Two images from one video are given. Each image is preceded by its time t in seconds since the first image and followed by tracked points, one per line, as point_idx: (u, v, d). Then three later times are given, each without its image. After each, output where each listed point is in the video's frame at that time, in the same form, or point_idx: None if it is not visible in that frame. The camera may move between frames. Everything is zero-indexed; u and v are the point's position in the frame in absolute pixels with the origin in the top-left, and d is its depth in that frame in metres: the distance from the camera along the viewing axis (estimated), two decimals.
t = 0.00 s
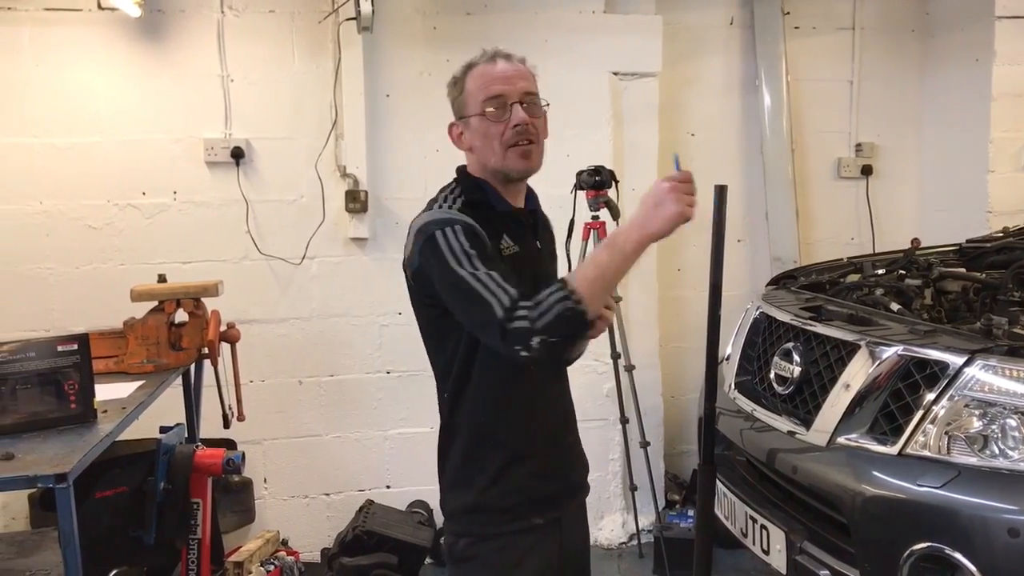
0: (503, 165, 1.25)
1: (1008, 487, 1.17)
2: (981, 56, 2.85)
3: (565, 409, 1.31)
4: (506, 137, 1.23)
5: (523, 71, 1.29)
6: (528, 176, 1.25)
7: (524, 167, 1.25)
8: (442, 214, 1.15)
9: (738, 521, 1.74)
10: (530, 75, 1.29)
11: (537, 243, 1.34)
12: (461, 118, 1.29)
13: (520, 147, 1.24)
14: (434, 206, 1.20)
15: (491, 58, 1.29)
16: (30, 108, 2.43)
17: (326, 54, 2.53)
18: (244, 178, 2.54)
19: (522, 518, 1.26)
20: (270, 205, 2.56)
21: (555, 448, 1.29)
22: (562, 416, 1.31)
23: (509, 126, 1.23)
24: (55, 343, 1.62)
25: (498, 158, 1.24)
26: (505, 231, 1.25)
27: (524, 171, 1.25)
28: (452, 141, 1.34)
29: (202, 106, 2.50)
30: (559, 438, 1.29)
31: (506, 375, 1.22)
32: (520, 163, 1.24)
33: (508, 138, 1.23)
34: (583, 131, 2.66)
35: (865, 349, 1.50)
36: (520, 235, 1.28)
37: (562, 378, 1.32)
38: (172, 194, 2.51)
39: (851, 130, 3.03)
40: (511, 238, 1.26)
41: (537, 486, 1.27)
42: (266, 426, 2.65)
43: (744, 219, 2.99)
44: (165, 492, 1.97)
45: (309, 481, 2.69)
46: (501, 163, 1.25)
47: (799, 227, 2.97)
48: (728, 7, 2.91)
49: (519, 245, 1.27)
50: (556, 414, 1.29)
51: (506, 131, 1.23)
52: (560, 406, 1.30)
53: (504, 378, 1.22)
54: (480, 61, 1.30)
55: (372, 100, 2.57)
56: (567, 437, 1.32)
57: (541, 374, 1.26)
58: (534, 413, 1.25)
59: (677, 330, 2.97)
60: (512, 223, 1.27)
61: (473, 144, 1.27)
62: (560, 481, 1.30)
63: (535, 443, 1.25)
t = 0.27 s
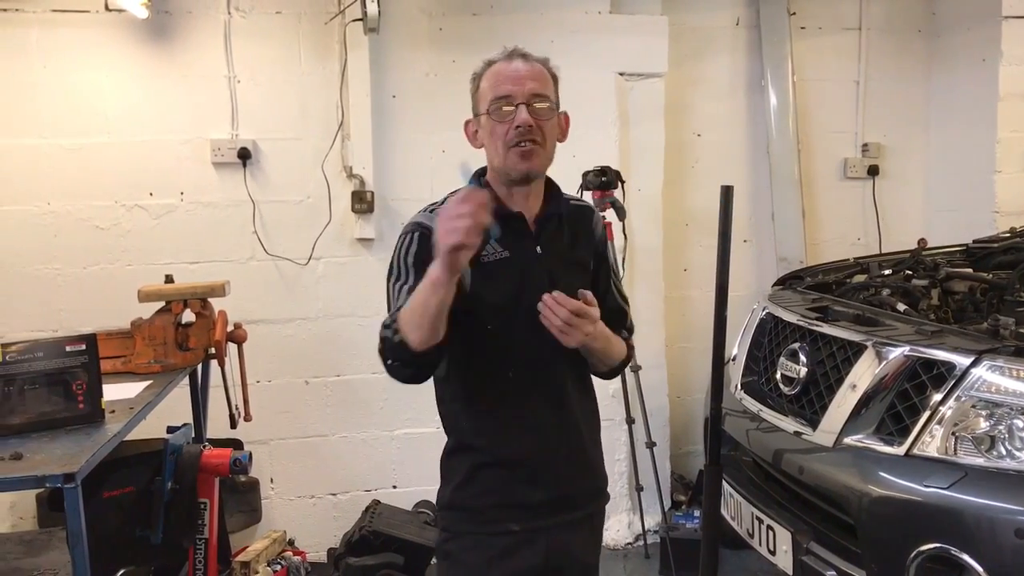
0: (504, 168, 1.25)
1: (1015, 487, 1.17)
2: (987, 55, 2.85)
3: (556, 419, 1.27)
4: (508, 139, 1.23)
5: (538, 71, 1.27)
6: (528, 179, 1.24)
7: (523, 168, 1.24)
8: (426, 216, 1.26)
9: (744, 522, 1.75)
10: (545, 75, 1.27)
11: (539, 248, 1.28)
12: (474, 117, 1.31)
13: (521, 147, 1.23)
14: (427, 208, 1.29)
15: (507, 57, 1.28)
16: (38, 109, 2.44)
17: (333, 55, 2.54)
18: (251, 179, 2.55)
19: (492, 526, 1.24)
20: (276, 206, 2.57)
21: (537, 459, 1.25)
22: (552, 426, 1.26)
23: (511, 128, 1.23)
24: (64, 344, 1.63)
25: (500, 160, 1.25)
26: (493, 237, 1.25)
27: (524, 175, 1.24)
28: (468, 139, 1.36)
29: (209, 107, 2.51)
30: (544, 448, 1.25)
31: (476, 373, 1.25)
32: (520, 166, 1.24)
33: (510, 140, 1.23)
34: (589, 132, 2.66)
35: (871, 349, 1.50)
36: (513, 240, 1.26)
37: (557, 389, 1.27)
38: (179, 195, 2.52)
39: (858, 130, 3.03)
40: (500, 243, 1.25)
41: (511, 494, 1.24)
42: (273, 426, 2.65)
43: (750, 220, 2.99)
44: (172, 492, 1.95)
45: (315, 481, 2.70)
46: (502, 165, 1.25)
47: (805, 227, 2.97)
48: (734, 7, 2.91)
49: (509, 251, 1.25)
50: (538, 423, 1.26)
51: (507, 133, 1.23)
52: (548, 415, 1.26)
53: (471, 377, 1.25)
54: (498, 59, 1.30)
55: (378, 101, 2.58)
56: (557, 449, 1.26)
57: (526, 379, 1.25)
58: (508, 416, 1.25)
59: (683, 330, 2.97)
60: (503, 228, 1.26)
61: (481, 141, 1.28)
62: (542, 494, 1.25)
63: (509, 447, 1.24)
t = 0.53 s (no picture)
0: (503, 171, 1.25)
1: (1021, 487, 1.16)
2: (992, 55, 2.85)
3: (544, 430, 1.24)
4: (509, 144, 1.24)
5: (546, 74, 1.26)
6: (526, 185, 1.25)
7: (521, 175, 1.25)
8: (419, 220, 1.25)
9: (749, 522, 1.74)
10: (553, 80, 1.26)
11: (533, 249, 1.27)
12: (478, 115, 1.31)
13: (521, 154, 1.24)
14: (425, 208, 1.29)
15: (515, 56, 1.27)
16: (43, 110, 2.45)
17: (337, 55, 2.54)
18: (255, 179, 2.55)
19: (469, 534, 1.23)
20: (281, 206, 2.57)
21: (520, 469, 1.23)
22: (539, 437, 1.24)
23: (513, 133, 1.23)
24: (69, 344, 1.63)
25: (499, 163, 1.26)
26: (485, 238, 1.25)
27: (522, 180, 1.25)
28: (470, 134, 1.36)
29: (214, 107, 2.51)
30: (527, 460, 1.23)
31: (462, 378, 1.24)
32: (518, 171, 1.25)
33: (510, 145, 1.24)
34: (593, 131, 2.66)
35: (877, 349, 1.50)
36: (506, 242, 1.26)
37: (547, 399, 1.25)
38: (184, 195, 2.53)
39: (863, 130, 3.03)
40: (491, 244, 1.25)
41: (489, 503, 1.22)
42: (277, 426, 2.66)
43: (753, 220, 2.99)
44: (177, 491, 1.97)
45: (320, 481, 2.70)
46: (501, 169, 1.26)
47: (810, 227, 2.96)
48: (738, 7, 2.91)
49: (500, 253, 1.25)
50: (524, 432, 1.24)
51: (509, 138, 1.23)
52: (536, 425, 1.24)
53: (456, 381, 1.25)
54: (506, 56, 1.28)
55: (383, 101, 2.58)
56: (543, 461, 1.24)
57: (518, 383, 1.24)
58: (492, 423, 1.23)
59: (687, 330, 2.96)
60: (495, 229, 1.26)
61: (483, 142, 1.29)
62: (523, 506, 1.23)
63: (492, 455, 1.23)
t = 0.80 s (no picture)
0: (500, 173, 1.25)
1: None
2: (996, 54, 2.84)
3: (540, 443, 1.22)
4: (503, 144, 1.23)
5: (534, 70, 1.26)
6: (525, 185, 1.25)
7: (521, 174, 1.24)
8: (425, 218, 1.23)
9: (752, 522, 1.74)
10: (541, 75, 1.26)
11: (534, 255, 1.26)
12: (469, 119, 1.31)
13: (518, 152, 1.23)
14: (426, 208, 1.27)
15: (500, 55, 1.27)
16: (46, 109, 2.45)
17: (341, 55, 2.54)
18: (259, 179, 2.55)
19: (463, 551, 1.20)
20: (284, 206, 2.57)
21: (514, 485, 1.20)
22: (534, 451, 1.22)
23: (507, 133, 1.23)
24: (73, 343, 1.63)
25: (495, 165, 1.25)
26: (485, 241, 1.23)
27: (521, 180, 1.24)
28: (464, 140, 1.35)
29: (217, 107, 2.52)
30: (522, 475, 1.21)
31: (456, 390, 1.21)
32: (516, 171, 1.24)
33: (505, 145, 1.23)
34: (596, 131, 2.66)
35: (880, 349, 1.49)
36: (507, 246, 1.24)
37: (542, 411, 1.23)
38: (187, 194, 2.53)
39: (866, 130, 3.02)
40: (491, 248, 1.23)
41: (485, 518, 1.20)
42: (280, 425, 2.66)
43: (756, 219, 2.98)
44: (180, 490, 1.99)
45: (323, 481, 2.70)
46: (497, 169, 1.25)
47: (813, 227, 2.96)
48: (741, 6, 2.91)
49: (501, 257, 1.23)
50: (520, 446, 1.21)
51: (503, 138, 1.23)
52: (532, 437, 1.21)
53: (449, 393, 1.21)
54: (492, 56, 1.28)
55: (386, 101, 2.58)
56: (539, 474, 1.22)
57: (516, 392, 1.22)
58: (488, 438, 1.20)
59: (690, 330, 2.96)
60: (496, 231, 1.25)
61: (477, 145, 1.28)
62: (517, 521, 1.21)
63: (488, 470, 1.20)
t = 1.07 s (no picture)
0: (505, 168, 1.24)
1: None
2: (999, 54, 2.84)
3: (541, 448, 1.21)
4: (509, 139, 1.23)
5: (542, 66, 1.26)
6: (530, 181, 1.23)
7: (524, 170, 1.23)
8: (422, 220, 1.22)
9: (754, 522, 1.74)
10: (550, 71, 1.26)
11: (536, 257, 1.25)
12: (475, 115, 1.30)
13: (522, 148, 1.23)
14: (424, 210, 1.27)
15: (510, 50, 1.27)
16: (47, 109, 2.45)
17: (342, 54, 2.54)
18: (260, 179, 2.55)
19: (465, 550, 1.20)
20: (286, 205, 2.57)
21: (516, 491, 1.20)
22: (535, 456, 1.21)
23: (513, 127, 1.22)
24: (75, 342, 1.64)
25: (501, 160, 1.24)
26: (486, 244, 1.23)
27: (525, 176, 1.23)
28: (469, 138, 1.35)
29: (219, 106, 2.52)
30: (525, 478, 1.20)
31: (456, 396, 1.21)
32: (521, 167, 1.23)
33: (511, 139, 1.23)
34: (598, 130, 2.66)
35: (882, 349, 1.49)
36: (508, 248, 1.24)
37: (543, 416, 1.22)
38: (189, 193, 2.53)
39: (868, 129, 3.02)
40: (492, 250, 1.23)
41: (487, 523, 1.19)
42: (281, 425, 2.66)
43: (758, 219, 2.98)
44: (182, 489, 1.98)
45: (324, 480, 2.70)
46: (500, 165, 1.25)
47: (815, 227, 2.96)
48: (743, 6, 2.90)
49: (503, 260, 1.23)
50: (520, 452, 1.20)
51: (509, 133, 1.22)
52: (532, 442, 1.21)
53: (452, 397, 1.21)
54: (501, 51, 1.28)
55: (388, 100, 2.58)
56: (540, 479, 1.21)
57: (518, 395, 1.22)
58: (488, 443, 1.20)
59: (692, 330, 2.96)
60: (498, 233, 1.24)
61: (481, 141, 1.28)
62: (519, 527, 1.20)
63: (488, 476, 1.20)
